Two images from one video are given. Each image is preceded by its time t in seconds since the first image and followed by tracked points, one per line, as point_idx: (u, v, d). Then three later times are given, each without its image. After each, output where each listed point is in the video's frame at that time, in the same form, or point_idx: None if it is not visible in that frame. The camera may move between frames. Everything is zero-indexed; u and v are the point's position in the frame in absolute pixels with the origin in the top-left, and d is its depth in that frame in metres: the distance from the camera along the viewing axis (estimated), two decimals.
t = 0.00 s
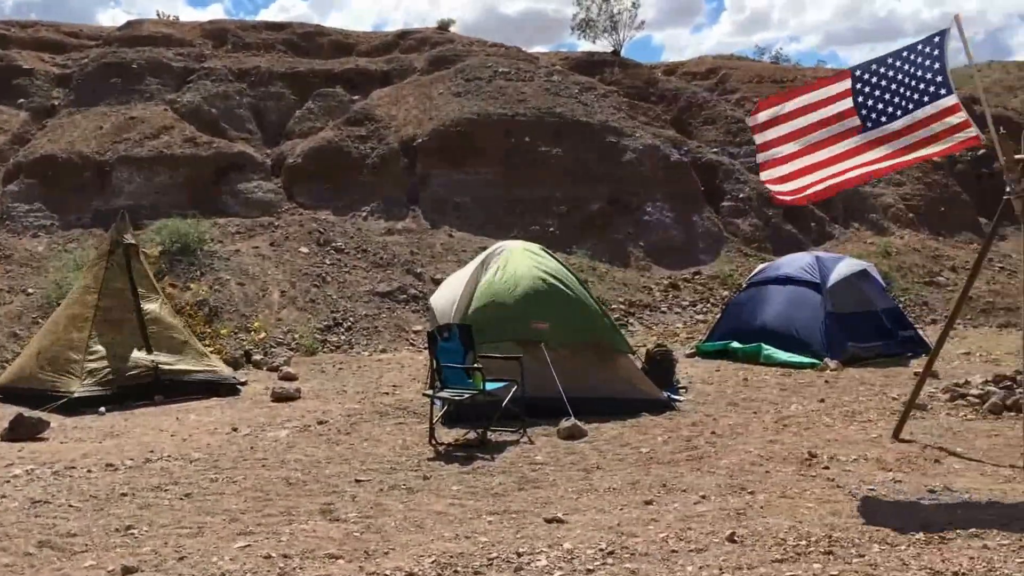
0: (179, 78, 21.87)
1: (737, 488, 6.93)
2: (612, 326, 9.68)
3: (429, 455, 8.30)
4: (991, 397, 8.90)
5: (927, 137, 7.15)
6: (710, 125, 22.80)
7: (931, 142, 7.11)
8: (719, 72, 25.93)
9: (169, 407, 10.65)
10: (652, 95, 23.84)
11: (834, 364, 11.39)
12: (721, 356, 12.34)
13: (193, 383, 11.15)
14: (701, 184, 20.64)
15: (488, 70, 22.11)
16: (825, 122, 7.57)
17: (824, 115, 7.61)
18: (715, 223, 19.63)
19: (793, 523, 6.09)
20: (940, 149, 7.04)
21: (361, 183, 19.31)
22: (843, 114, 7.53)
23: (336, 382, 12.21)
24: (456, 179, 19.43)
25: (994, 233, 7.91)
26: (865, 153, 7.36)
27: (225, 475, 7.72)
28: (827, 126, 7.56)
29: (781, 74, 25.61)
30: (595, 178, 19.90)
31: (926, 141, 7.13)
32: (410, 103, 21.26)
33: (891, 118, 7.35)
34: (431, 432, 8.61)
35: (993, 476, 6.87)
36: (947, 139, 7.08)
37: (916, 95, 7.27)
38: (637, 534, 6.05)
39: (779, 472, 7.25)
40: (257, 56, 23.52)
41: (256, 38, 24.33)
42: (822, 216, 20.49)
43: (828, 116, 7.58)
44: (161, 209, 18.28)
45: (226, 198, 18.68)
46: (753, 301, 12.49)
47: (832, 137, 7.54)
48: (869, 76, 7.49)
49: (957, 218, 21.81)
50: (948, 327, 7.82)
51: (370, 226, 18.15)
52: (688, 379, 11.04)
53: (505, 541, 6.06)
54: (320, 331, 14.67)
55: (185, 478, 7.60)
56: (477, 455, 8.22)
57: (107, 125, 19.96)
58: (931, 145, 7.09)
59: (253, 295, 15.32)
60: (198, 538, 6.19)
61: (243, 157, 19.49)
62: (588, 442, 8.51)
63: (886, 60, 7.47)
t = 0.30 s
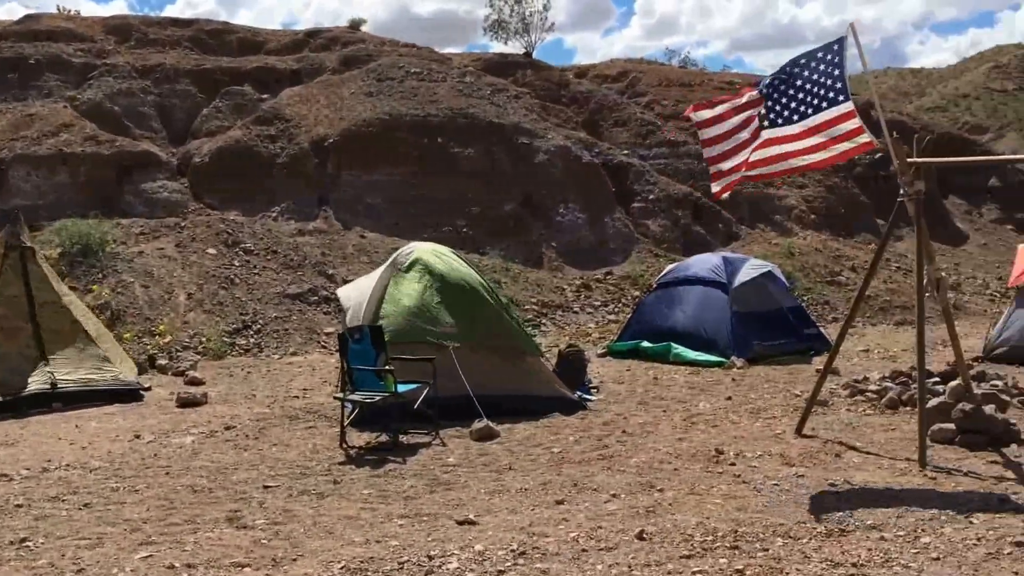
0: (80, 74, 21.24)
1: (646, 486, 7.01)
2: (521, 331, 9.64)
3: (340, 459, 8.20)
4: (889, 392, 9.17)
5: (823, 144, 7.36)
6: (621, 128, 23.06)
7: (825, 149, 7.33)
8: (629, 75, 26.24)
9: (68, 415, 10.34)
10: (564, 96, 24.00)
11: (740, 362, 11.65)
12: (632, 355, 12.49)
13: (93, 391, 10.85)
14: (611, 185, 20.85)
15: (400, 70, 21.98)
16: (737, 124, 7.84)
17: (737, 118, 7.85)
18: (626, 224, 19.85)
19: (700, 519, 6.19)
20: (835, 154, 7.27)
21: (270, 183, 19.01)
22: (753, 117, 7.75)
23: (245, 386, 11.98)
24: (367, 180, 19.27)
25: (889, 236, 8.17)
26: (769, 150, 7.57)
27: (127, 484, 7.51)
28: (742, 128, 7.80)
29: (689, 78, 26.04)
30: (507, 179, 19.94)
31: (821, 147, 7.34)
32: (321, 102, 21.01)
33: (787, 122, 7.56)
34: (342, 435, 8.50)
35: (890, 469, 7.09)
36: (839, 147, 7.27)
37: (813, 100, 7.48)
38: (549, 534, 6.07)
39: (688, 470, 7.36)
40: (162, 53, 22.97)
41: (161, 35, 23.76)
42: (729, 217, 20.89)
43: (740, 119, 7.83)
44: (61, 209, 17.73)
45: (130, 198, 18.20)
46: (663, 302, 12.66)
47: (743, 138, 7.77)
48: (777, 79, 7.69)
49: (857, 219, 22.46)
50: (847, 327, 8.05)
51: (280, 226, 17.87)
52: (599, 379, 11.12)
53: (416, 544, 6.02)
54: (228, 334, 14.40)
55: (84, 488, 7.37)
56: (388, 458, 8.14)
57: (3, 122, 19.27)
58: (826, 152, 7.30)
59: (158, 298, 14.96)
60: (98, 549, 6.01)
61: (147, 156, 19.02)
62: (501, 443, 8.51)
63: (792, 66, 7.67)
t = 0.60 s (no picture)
0: None
1: (547, 485, 7.04)
2: (420, 326, 9.66)
3: (237, 464, 8.04)
4: (781, 388, 9.42)
5: (716, 146, 7.61)
6: (522, 130, 23.18)
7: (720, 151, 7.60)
8: (530, 77, 26.38)
9: None
10: (466, 98, 24.00)
11: (639, 361, 11.84)
12: (532, 356, 12.56)
13: None
14: (513, 187, 20.93)
15: (299, 69, 21.68)
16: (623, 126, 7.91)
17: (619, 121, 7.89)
18: (527, 225, 19.95)
19: (598, 515, 6.26)
20: (730, 158, 7.58)
21: (165, 183, 18.54)
22: (638, 120, 7.83)
23: (139, 392, 11.66)
24: (266, 180, 18.95)
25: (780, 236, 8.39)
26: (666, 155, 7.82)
27: (12, 495, 7.24)
28: (628, 132, 7.88)
29: (589, 81, 26.33)
30: (408, 180, 19.84)
31: (715, 150, 7.62)
32: (217, 101, 20.59)
33: (680, 127, 7.73)
34: (239, 440, 8.33)
35: (781, 463, 7.29)
36: (734, 149, 7.56)
37: (705, 104, 7.67)
38: (449, 534, 6.07)
39: (587, 468, 7.43)
40: (49, 48, 22.21)
41: (48, 30, 22.97)
42: (628, 219, 21.19)
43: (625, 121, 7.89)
44: None
45: (15, 198, 17.53)
46: (563, 302, 12.76)
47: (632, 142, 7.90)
48: (667, 83, 7.81)
49: (752, 221, 23.01)
50: (740, 325, 8.23)
51: (175, 228, 17.46)
52: (500, 379, 11.16)
53: (315, 548, 5.96)
54: (121, 339, 14.00)
55: None
56: (287, 462, 8.03)
57: None
58: (721, 156, 7.60)
59: (46, 303, 14.46)
60: None
61: (34, 156, 18.36)
62: (402, 444, 8.47)
63: (681, 71, 7.82)
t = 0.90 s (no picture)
0: None
1: (445, 486, 7.07)
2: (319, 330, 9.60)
3: (124, 475, 7.90)
4: (673, 385, 9.68)
5: (611, 148, 7.77)
6: (423, 133, 23.18)
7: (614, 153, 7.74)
8: (431, 80, 26.39)
9: None
10: (366, 99, 23.87)
11: (538, 362, 12.01)
12: (432, 357, 12.59)
13: None
14: (414, 189, 20.90)
15: (193, 68, 21.27)
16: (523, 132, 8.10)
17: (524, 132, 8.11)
18: (428, 228, 19.95)
19: (495, 515, 6.32)
20: (624, 159, 7.71)
21: (51, 185, 18.01)
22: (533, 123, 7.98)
23: (23, 401, 11.30)
24: (159, 181, 18.55)
25: (672, 237, 8.60)
26: (563, 156, 7.89)
27: None
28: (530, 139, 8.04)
29: (490, 85, 26.49)
30: (308, 182, 19.65)
31: (609, 152, 7.76)
32: (106, 100, 20.09)
33: (575, 129, 7.89)
34: (127, 450, 8.18)
35: (672, 457, 7.50)
36: (625, 152, 7.71)
37: (599, 107, 7.85)
38: (346, 539, 6.08)
39: (485, 468, 7.49)
40: None
41: None
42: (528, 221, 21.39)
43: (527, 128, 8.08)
44: None
45: None
46: (462, 305, 12.85)
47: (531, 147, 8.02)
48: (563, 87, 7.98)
49: (648, 223, 23.47)
50: (633, 324, 8.42)
51: (61, 231, 16.99)
52: (400, 382, 11.16)
53: (207, 558, 5.91)
54: (4, 347, 13.55)
55: None
56: (177, 471, 7.93)
57: None
58: (615, 157, 7.72)
59: None
60: None
61: None
62: (299, 450, 8.42)
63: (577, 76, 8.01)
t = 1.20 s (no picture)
0: None
1: (343, 491, 6.94)
2: (215, 334, 9.38)
3: (3, 488, 7.48)
4: (573, 386, 9.81)
5: (511, 152, 7.82)
6: (322, 134, 22.95)
7: (513, 159, 7.80)
8: (331, 80, 26.14)
9: None
10: (263, 98, 23.51)
11: (440, 365, 12.01)
12: (333, 361, 12.47)
13: None
14: (313, 190, 20.66)
15: (80, 62, 20.64)
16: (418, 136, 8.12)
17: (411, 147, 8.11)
18: (328, 230, 19.74)
19: (394, 519, 6.26)
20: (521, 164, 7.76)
21: None
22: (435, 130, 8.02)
23: None
24: (43, 180, 17.95)
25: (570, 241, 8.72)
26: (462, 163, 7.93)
27: None
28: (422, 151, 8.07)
29: (390, 86, 26.38)
30: (204, 184, 19.28)
31: (509, 156, 7.81)
32: None
33: (477, 135, 7.94)
34: (5, 462, 7.75)
35: (571, 457, 7.61)
36: (527, 156, 7.77)
37: (501, 113, 7.93)
38: (239, 549, 5.88)
39: (385, 472, 7.42)
40: None
41: None
42: (431, 224, 21.36)
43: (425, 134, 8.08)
44: None
45: None
46: (362, 307, 12.77)
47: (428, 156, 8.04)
48: (465, 92, 8.02)
49: (550, 226, 23.68)
50: (532, 326, 8.50)
51: None
52: (299, 387, 11.02)
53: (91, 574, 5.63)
54: None
55: None
56: (59, 483, 7.55)
57: None
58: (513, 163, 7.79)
59: None
60: None
61: None
62: (192, 459, 8.16)
63: (478, 81, 8.04)
